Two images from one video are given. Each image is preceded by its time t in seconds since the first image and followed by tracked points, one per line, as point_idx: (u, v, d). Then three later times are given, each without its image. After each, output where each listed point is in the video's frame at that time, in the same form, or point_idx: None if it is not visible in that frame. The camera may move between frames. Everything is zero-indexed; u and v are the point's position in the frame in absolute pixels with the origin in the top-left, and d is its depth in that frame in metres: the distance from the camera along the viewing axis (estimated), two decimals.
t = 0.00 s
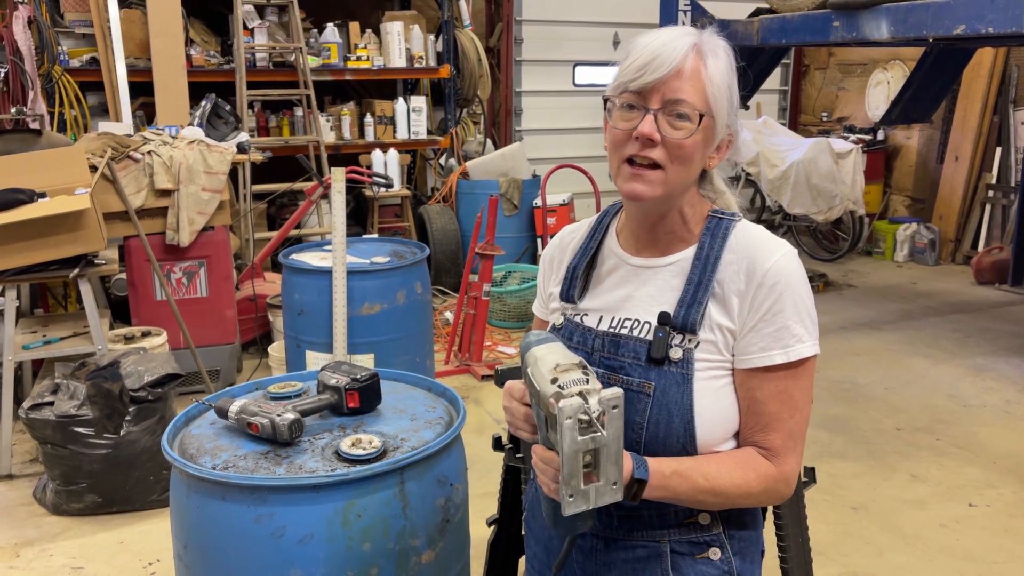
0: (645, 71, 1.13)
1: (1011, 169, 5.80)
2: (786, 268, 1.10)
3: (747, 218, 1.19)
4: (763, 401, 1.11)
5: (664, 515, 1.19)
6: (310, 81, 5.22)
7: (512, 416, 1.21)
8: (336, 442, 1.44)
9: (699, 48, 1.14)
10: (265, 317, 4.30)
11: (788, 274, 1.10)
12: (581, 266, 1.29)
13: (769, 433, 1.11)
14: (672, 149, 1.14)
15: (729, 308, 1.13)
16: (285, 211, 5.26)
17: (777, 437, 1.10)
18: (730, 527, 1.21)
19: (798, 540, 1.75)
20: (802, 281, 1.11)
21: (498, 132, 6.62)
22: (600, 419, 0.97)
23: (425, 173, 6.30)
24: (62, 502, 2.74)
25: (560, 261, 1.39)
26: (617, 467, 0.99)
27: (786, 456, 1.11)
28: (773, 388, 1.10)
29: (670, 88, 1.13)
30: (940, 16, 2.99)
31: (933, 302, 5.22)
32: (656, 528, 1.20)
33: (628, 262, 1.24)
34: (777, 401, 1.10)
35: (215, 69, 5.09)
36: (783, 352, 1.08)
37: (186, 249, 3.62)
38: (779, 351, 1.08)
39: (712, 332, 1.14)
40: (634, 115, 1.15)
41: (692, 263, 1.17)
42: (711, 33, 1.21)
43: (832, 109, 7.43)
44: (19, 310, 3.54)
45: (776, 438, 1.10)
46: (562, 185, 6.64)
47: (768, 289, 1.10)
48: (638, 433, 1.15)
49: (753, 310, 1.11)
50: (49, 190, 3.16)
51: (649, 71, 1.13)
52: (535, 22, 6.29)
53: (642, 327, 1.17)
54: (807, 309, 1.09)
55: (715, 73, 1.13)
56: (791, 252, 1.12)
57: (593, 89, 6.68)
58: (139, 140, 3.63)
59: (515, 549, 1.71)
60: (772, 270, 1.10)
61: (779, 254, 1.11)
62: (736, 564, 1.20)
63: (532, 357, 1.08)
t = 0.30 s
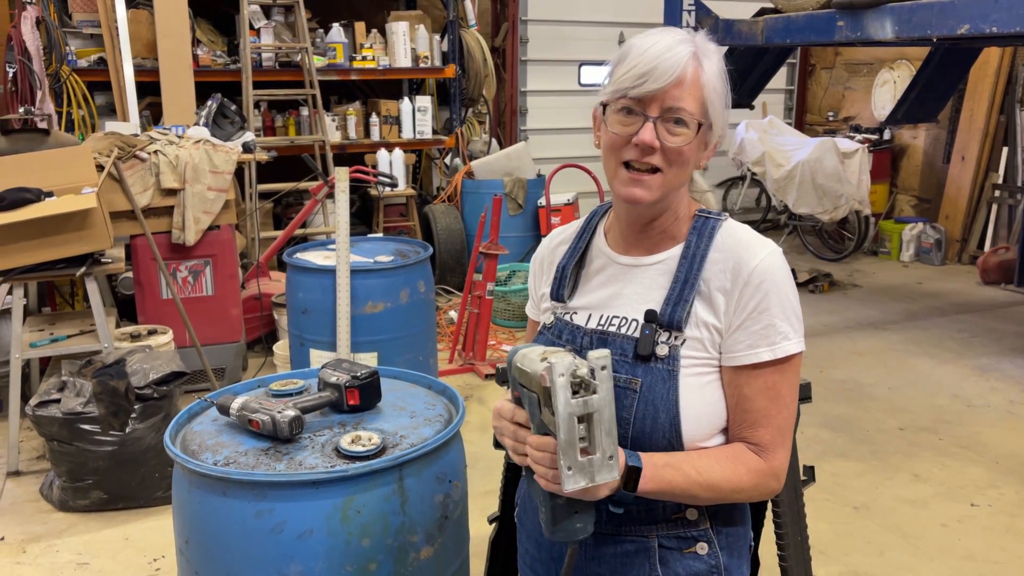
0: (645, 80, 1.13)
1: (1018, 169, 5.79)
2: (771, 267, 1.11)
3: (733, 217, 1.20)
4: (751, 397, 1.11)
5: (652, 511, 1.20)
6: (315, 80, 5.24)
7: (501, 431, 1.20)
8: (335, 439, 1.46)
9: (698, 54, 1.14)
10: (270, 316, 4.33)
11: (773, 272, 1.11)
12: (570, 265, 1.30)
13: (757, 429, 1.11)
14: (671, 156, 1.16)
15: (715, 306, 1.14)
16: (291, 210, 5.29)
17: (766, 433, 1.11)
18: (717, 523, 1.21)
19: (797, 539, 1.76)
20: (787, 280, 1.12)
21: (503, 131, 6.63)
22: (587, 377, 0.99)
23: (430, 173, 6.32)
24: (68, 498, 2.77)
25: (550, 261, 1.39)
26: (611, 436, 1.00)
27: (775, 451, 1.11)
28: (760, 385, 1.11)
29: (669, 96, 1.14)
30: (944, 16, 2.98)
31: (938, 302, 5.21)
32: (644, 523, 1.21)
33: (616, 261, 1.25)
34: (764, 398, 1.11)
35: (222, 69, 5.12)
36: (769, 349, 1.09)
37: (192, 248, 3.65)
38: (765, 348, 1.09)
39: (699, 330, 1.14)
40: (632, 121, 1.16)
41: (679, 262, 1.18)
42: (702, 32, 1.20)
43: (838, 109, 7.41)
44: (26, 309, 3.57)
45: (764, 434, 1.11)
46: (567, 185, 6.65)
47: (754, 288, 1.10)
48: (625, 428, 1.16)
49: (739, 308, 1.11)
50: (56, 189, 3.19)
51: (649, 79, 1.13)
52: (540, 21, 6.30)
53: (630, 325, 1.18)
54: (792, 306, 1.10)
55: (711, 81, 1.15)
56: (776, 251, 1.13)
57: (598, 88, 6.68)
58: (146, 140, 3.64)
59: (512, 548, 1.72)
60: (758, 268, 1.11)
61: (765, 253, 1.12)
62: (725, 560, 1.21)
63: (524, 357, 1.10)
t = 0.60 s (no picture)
0: (614, 83, 1.15)
1: None
2: (750, 264, 1.13)
3: (714, 217, 1.22)
4: (731, 391, 1.13)
5: (633, 504, 1.22)
6: (321, 80, 5.26)
7: (485, 425, 1.21)
8: (332, 436, 1.48)
9: (667, 56, 1.15)
10: (274, 314, 4.35)
11: (752, 269, 1.13)
12: (555, 264, 1.31)
13: (737, 423, 1.13)
14: (642, 156, 1.17)
15: (696, 303, 1.15)
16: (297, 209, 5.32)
17: (745, 427, 1.12)
18: (696, 516, 1.24)
19: (792, 538, 1.76)
20: (765, 277, 1.14)
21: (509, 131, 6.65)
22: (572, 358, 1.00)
23: (436, 172, 6.33)
24: (73, 494, 2.80)
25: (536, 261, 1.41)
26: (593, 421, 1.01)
27: (754, 445, 1.13)
28: (741, 379, 1.12)
29: (639, 98, 1.15)
30: (947, 16, 2.98)
31: (943, 302, 5.20)
32: (625, 516, 1.22)
33: (601, 260, 1.26)
34: (744, 392, 1.12)
35: (228, 69, 5.14)
36: (749, 344, 1.11)
37: (197, 247, 3.67)
38: (745, 343, 1.11)
39: (681, 325, 1.16)
40: (604, 124, 1.18)
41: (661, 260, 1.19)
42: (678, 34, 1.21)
43: (845, 108, 7.39)
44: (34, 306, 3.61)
45: (744, 428, 1.12)
46: (572, 185, 6.66)
47: (734, 284, 1.12)
48: (608, 422, 1.17)
49: (720, 304, 1.13)
50: (62, 188, 3.22)
51: (617, 82, 1.14)
52: (546, 21, 6.32)
53: (613, 321, 1.20)
54: (771, 302, 1.12)
55: (682, 82, 1.15)
56: (755, 250, 1.15)
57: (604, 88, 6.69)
58: (151, 140, 3.67)
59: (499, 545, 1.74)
60: (737, 266, 1.13)
61: (744, 251, 1.14)
62: (703, 553, 1.23)
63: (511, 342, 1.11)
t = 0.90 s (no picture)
0: (585, 84, 1.16)
1: None
2: (724, 260, 1.15)
3: (689, 213, 1.23)
4: (709, 384, 1.14)
5: (618, 495, 1.24)
6: (328, 79, 5.29)
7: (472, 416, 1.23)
8: (327, 430, 1.50)
9: (636, 57, 1.16)
10: (280, 312, 4.39)
11: (726, 265, 1.14)
12: (536, 263, 1.32)
13: (715, 415, 1.14)
14: (614, 157, 1.18)
15: (672, 298, 1.17)
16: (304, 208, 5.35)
17: (723, 418, 1.14)
18: (680, 505, 1.25)
19: (787, 535, 1.77)
20: (740, 271, 1.15)
21: (516, 130, 6.66)
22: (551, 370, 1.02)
23: (443, 171, 6.36)
24: (79, 488, 2.83)
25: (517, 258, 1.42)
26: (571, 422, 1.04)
27: (733, 436, 1.14)
28: (717, 372, 1.14)
29: (609, 99, 1.16)
30: (952, 16, 2.98)
31: (951, 303, 5.18)
32: (610, 507, 1.24)
33: (581, 258, 1.27)
34: (721, 385, 1.14)
35: (237, 69, 5.18)
36: (725, 337, 1.13)
37: (203, 244, 3.70)
38: (720, 337, 1.13)
39: (658, 320, 1.17)
40: (577, 125, 1.19)
41: (638, 256, 1.21)
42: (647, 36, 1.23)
43: (853, 108, 7.37)
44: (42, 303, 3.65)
45: (722, 419, 1.14)
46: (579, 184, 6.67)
47: (709, 280, 1.14)
48: (589, 416, 1.18)
49: (696, 300, 1.15)
50: (70, 186, 3.25)
51: (588, 84, 1.16)
52: (553, 21, 6.33)
53: (593, 318, 1.21)
54: (746, 296, 1.14)
55: (651, 82, 1.17)
56: (729, 245, 1.17)
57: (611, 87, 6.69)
58: (159, 138, 3.70)
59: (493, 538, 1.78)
60: (711, 262, 1.14)
61: (718, 247, 1.16)
62: (688, 541, 1.25)
63: (492, 342, 1.12)
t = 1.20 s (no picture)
0: (553, 77, 1.17)
1: None
2: (703, 254, 1.15)
3: (670, 204, 1.24)
4: (699, 379, 1.15)
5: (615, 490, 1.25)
6: (338, 78, 5.33)
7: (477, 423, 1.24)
8: (327, 424, 1.52)
9: (601, 49, 1.18)
10: (289, 309, 4.42)
11: (705, 259, 1.15)
12: (524, 260, 1.34)
13: (709, 409, 1.15)
14: (588, 147, 1.18)
15: (654, 294, 1.19)
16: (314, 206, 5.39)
17: (717, 411, 1.15)
18: (679, 496, 1.26)
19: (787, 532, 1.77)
20: (721, 263, 1.16)
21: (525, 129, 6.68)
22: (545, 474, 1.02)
23: (452, 170, 6.38)
24: (88, 481, 2.87)
25: (508, 254, 1.44)
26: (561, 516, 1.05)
27: (728, 428, 1.15)
28: (706, 366, 1.15)
29: (578, 90, 1.17)
30: (960, 15, 2.97)
31: (960, 303, 5.15)
32: (609, 502, 1.25)
33: (567, 255, 1.29)
34: (711, 378, 1.15)
35: (247, 68, 5.22)
36: (708, 331, 1.13)
37: (213, 242, 3.74)
38: (704, 330, 1.13)
39: (642, 317, 1.19)
40: (548, 119, 1.19)
41: (620, 251, 1.22)
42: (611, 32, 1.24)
43: (864, 108, 7.34)
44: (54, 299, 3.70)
45: (715, 413, 1.15)
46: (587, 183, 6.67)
47: (688, 275, 1.15)
48: (580, 416, 1.21)
49: (677, 296, 1.16)
50: (81, 183, 3.29)
51: (556, 76, 1.17)
52: (563, 20, 6.34)
53: (579, 316, 1.23)
54: (728, 289, 1.14)
55: (619, 71, 1.18)
56: (707, 238, 1.17)
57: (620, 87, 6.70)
58: (168, 136, 3.72)
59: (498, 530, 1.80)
60: (688, 257, 1.15)
61: (696, 242, 1.16)
62: (688, 531, 1.26)
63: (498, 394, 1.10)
